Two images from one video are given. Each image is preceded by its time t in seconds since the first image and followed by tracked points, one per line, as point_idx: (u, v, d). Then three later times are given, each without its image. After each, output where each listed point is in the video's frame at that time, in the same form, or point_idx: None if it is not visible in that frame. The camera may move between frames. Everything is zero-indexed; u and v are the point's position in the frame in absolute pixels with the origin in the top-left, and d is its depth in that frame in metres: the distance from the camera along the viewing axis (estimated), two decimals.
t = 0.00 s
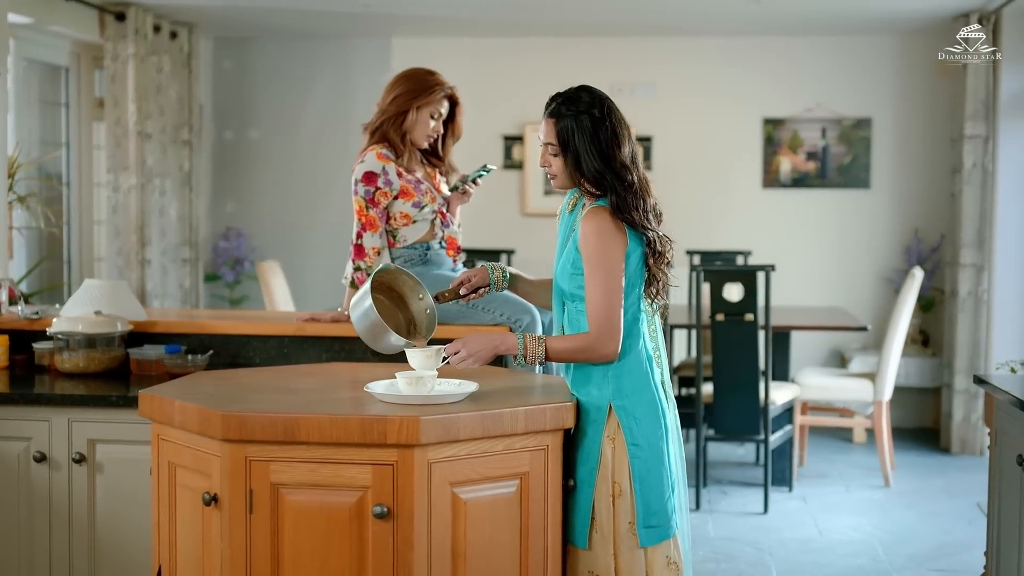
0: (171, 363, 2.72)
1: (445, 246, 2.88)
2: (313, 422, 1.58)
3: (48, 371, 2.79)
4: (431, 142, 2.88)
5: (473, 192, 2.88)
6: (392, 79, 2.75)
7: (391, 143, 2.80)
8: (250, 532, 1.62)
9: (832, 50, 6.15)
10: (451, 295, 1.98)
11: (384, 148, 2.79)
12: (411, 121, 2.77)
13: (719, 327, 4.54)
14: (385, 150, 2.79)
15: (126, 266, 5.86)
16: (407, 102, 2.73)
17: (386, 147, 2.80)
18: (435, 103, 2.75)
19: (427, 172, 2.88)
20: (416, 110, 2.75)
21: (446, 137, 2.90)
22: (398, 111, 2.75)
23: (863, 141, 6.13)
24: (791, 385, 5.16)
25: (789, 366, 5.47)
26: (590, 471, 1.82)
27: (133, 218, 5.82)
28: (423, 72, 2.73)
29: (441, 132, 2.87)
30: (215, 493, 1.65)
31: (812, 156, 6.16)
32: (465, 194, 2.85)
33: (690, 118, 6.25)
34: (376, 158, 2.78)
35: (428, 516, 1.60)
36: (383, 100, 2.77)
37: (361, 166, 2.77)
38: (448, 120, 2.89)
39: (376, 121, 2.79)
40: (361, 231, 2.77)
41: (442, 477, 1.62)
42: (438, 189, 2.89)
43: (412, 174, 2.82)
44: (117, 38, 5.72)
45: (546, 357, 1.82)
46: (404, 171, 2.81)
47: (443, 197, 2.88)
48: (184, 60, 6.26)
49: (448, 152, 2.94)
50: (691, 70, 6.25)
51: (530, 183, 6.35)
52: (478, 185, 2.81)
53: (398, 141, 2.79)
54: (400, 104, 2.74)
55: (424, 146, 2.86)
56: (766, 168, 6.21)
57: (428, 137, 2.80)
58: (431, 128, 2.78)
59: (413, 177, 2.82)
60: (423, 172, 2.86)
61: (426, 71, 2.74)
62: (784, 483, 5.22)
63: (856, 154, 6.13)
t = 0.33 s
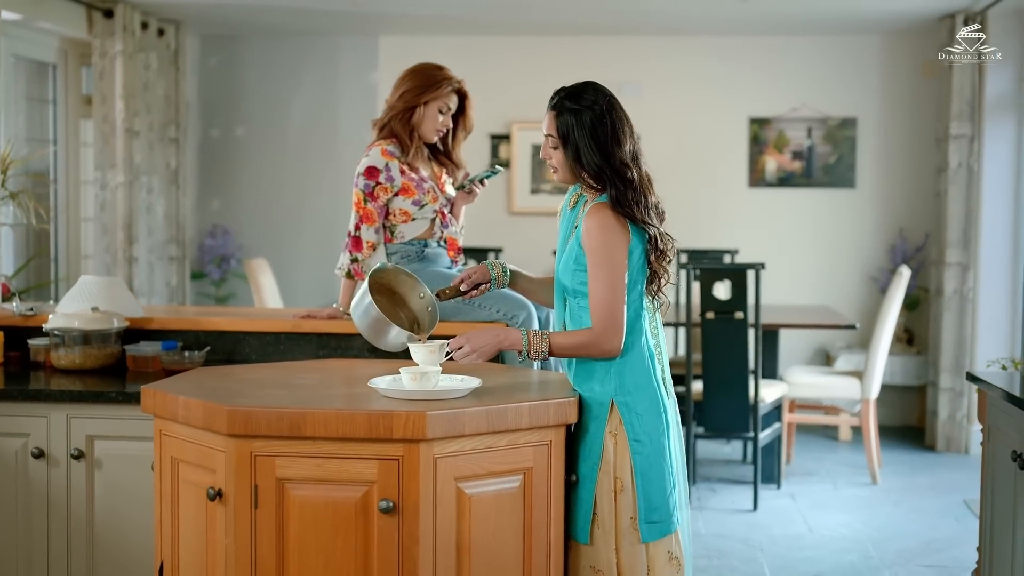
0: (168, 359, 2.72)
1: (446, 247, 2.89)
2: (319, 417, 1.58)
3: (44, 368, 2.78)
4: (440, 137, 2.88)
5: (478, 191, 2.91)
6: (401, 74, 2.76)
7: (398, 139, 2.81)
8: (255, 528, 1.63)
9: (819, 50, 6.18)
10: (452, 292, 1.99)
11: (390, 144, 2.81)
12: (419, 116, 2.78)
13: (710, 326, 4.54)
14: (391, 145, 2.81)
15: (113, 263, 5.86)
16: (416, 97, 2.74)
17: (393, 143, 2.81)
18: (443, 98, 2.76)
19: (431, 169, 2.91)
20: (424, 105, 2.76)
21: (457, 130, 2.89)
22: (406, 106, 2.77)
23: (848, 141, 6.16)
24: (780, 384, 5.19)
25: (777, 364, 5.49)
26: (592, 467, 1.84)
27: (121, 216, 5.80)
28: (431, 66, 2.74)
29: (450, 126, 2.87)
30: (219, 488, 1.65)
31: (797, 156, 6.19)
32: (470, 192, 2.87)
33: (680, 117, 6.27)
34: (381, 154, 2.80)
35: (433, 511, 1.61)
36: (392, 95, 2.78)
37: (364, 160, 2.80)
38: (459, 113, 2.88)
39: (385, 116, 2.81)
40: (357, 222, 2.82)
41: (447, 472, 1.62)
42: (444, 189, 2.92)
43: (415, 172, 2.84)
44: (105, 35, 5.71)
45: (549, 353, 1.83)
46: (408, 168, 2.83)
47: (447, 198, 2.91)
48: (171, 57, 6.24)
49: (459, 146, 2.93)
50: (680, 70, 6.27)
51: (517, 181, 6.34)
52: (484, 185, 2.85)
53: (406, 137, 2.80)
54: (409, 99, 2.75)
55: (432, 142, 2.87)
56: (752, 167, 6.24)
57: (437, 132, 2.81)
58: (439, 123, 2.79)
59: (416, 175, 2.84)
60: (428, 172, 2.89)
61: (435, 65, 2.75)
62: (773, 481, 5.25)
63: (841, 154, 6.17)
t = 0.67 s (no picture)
0: (168, 360, 2.72)
1: (446, 247, 2.90)
2: (329, 417, 1.59)
3: (43, 369, 2.77)
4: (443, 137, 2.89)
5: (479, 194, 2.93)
6: (405, 75, 2.77)
7: (400, 139, 2.83)
8: (264, 528, 1.63)
9: (809, 52, 6.20)
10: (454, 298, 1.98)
11: (392, 144, 2.83)
12: (423, 117, 2.79)
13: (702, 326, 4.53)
14: (392, 145, 2.83)
15: (104, 264, 5.74)
16: (419, 100, 2.75)
17: (394, 143, 2.83)
18: (446, 99, 2.76)
19: (433, 171, 2.92)
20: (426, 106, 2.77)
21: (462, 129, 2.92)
22: (409, 108, 2.77)
23: (836, 141, 6.19)
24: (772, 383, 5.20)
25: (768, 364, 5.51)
26: (598, 466, 1.85)
27: (111, 217, 5.77)
28: (435, 68, 2.73)
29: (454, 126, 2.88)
30: (228, 489, 1.65)
31: (786, 156, 6.21)
32: (471, 194, 2.88)
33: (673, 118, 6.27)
34: (381, 154, 2.83)
35: (443, 512, 1.61)
36: (397, 97, 2.79)
37: (364, 158, 2.82)
38: (463, 113, 2.89)
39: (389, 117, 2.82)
40: (348, 215, 2.85)
41: (456, 472, 1.63)
42: (444, 190, 2.94)
43: (416, 172, 2.86)
44: (95, 35, 5.68)
45: (555, 354, 1.84)
46: (409, 168, 2.85)
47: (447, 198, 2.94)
48: (161, 58, 6.22)
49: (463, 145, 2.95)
50: (671, 71, 6.28)
51: (506, 181, 6.34)
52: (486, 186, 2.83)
53: (409, 137, 2.81)
54: (412, 101, 2.76)
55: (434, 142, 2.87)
56: (741, 168, 6.25)
57: (440, 133, 2.81)
58: (442, 124, 2.78)
59: (417, 174, 2.86)
60: (429, 173, 2.90)
61: (439, 67, 2.75)
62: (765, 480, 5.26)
63: (829, 155, 6.20)
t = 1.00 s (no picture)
0: (171, 361, 2.72)
1: (449, 248, 2.94)
2: (341, 418, 1.59)
3: (45, 370, 2.77)
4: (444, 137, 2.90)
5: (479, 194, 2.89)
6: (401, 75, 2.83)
7: (399, 139, 2.84)
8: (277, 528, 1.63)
9: (801, 51, 6.22)
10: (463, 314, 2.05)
11: (393, 146, 2.83)
12: (418, 113, 2.82)
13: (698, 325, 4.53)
14: (394, 148, 2.84)
15: (98, 265, 5.82)
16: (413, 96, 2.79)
17: (394, 144, 2.84)
18: (441, 94, 2.79)
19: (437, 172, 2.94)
20: (422, 103, 2.80)
21: (462, 127, 2.93)
22: (405, 106, 2.81)
23: (827, 140, 6.22)
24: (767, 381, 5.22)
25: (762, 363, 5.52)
26: (606, 465, 1.86)
27: (105, 217, 5.78)
28: (428, 65, 2.79)
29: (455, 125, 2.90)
30: (239, 490, 1.65)
31: (776, 155, 6.23)
32: (472, 194, 2.85)
33: (667, 118, 6.27)
34: (386, 156, 2.82)
35: (455, 511, 1.62)
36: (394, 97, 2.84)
37: (372, 164, 2.81)
38: (463, 111, 2.91)
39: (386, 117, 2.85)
40: (383, 231, 2.79)
41: (468, 472, 1.64)
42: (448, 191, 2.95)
43: (421, 174, 2.87)
44: (88, 35, 5.67)
45: (561, 356, 1.84)
46: (413, 170, 2.85)
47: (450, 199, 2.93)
48: (153, 58, 6.21)
49: (463, 142, 2.96)
50: (665, 70, 6.29)
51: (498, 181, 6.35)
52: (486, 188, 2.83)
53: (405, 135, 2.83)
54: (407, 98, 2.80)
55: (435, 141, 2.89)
56: (732, 167, 6.27)
57: (437, 128, 2.82)
58: (438, 120, 2.80)
59: (421, 175, 2.86)
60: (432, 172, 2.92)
61: (433, 65, 2.79)
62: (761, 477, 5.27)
63: (820, 153, 6.22)
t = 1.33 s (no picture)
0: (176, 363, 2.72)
1: (452, 248, 2.96)
2: (354, 419, 1.59)
3: (48, 371, 2.77)
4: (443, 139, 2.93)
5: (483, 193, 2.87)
6: (407, 79, 2.78)
7: (405, 143, 2.83)
8: (290, 529, 1.63)
9: (795, 52, 6.24)
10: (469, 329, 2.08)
11: (397, 148, 2.82)
12: (428, 123, 2.81)
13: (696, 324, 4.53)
14: (398, 150, 2.83)
15: (94, 266, 5.75)
16: (424, 104, 2.77)
17: (400, 147, 2.83)
18: (450, 102, 2.80)
19: (437, 171, 2.97)
20: (431, 110, 2.79)
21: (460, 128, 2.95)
22: (415, 114, 2.79)
23: (821, 140, 6.23)
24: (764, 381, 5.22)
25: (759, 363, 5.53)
26: (616, 466, 1.86)
27: (101, 218, 5.75)
28: (437, 71, 2.76)
29: (455, 127, 2.91)
30: (252, 491, 1.65)
31: (771, 156, 6.24)
32: (476, 193, 2.82)
33: (664, 118, 6.28)
34: (389, 158, 2.81)
35: (468, 512, 1.62)
36: (400, 102, 2.80)
37: (375, 165, 2.80)
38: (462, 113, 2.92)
39: (393, 121, 2.82)
40: (389, 232, 2.80)
41: (481, 473, 1.64)
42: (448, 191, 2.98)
43: (423, 174, 2.87)
44: (84, 35, 5.65)
45: (570, 358, 1.85)
46: (416, 171, 2.85)
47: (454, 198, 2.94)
48: (148, 58, 6.20)
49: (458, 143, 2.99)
50: (661, 71, 6.29)
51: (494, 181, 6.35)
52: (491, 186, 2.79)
53: (413, 141, 2.83)
54: (419, 106, 2.77)
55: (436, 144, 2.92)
56: (726, 167, 6.28)
57: (442, 135, 2.86)
58: (443, 127, 2.83)
59: (424, 176, 2.87)
60: (434, 172, 2.95)
61: (440, 70, 2.77)
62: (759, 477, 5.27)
63: (814, 154, 6.23)
